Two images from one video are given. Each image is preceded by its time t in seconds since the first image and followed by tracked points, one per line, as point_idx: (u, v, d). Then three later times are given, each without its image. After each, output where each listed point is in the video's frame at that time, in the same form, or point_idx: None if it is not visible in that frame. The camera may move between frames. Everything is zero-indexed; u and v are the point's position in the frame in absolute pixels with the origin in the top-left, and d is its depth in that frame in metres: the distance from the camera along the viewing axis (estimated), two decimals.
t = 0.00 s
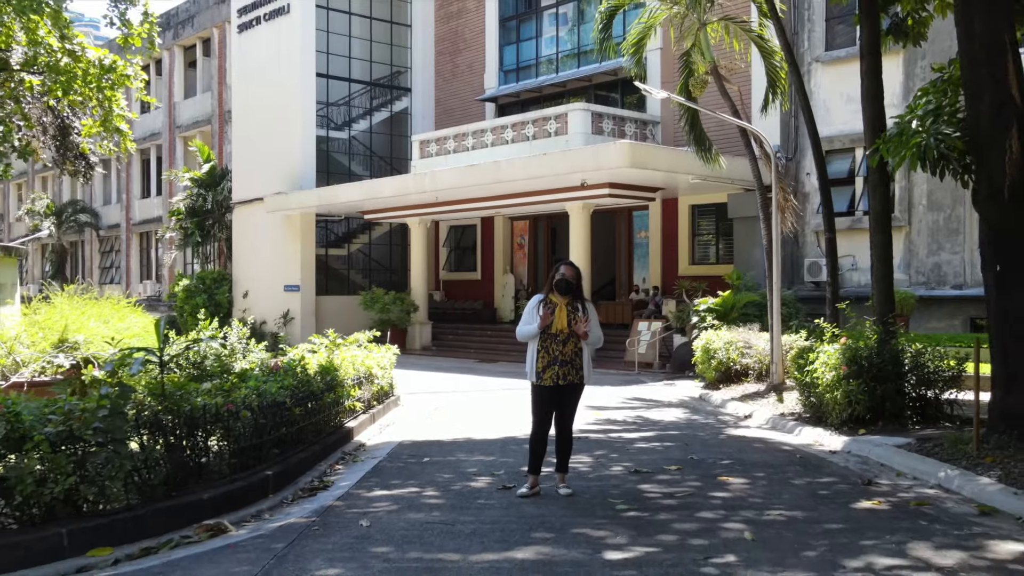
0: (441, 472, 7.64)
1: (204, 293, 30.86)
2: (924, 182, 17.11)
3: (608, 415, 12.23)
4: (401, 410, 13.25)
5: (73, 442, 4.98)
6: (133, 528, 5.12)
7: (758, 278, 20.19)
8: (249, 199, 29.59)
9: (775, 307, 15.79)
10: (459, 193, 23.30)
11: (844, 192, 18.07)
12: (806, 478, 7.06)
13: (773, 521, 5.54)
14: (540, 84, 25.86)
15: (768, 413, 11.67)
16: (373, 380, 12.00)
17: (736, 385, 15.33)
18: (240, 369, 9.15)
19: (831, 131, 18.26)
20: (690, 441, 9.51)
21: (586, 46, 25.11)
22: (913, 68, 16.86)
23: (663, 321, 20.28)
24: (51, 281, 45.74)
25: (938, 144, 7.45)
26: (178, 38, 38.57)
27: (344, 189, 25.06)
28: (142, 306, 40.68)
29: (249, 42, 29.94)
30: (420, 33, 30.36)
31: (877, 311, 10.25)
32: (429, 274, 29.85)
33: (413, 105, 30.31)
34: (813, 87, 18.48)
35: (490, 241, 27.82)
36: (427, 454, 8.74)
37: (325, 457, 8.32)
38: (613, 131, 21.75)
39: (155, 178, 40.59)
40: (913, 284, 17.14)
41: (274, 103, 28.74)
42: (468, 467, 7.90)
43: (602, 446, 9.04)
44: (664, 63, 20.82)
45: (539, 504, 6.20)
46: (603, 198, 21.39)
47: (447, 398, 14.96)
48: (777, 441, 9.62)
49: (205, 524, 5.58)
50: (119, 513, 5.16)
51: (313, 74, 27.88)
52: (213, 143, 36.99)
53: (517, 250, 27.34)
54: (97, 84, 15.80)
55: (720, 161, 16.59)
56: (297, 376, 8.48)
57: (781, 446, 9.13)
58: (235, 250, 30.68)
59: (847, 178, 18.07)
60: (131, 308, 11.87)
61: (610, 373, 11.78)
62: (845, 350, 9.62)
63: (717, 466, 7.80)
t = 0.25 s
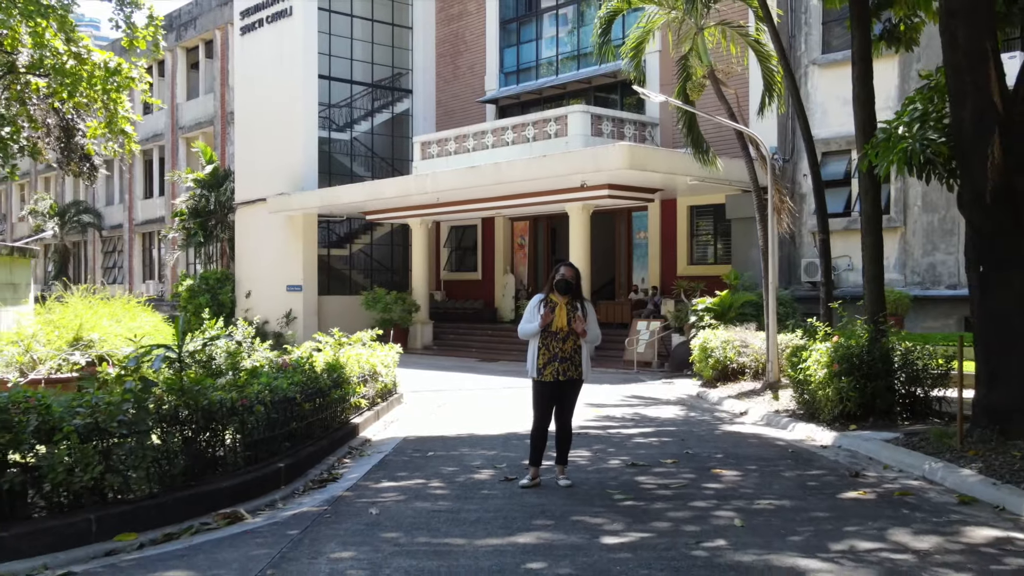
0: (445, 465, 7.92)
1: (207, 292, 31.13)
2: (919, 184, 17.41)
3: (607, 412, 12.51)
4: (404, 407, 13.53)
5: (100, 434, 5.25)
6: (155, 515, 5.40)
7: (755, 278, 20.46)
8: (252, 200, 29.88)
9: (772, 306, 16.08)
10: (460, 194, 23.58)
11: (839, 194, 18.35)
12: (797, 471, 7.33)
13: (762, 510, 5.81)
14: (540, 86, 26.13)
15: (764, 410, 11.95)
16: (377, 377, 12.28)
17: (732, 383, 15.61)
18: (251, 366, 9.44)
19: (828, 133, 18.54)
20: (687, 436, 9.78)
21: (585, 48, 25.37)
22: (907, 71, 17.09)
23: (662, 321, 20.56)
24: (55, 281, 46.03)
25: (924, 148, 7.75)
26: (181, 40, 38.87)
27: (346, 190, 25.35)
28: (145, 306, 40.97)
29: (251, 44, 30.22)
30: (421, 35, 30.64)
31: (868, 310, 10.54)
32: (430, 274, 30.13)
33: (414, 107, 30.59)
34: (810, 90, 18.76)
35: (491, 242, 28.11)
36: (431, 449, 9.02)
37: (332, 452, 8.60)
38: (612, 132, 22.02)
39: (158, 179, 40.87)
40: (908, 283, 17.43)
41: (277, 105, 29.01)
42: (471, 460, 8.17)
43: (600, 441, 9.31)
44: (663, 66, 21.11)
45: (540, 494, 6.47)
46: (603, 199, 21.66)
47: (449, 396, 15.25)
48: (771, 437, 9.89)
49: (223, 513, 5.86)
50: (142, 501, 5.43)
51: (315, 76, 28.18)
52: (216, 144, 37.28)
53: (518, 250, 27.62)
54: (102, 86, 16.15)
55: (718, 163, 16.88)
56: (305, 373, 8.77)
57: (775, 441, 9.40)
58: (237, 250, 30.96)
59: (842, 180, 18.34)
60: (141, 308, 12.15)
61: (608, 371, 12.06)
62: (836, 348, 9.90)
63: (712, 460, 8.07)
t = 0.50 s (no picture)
0: (450, 460, 8.16)
1: (210, 292, 31.36)
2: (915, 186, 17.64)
3: (606, 409, 12.76)
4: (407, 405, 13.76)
5: (122, 427, 5.47)
6: (173, 505, 5.63)
7: (753, 279, 20.70)
8: (254, 200, 30.13)
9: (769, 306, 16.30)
10: (461, 195, 23.81)
11: (836, 195, 18.59)
12: (790, 465, 7.58)
13: (754, 501, 6.06)
14: (540, 87, 26.38)
15: (760, 407, 12.20)
16: (381, 375, 12.54)
17: (730, 382, 15.83)
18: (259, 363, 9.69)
19: (826, 134, 18.75)
20: (684, 433, 10.04)
21: (585, 50, 25.59)
22: (904, 73, 17.31)
23: (661, 321, 20.78)
24: (57, 281, 46.24)
25: (913, 152, 8.00)
26: (183, 41, 39.13)
27: (348, 191, 25.60)
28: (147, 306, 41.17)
29: (254, 46, 30.48)
30: (422, 36, 30.87)
31: (860, 310, 10.79)
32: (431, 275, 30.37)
33: (415, 108, 30.79)
34: (807, 91, 18.99)
35: (491, 242, 28.36)
36: (435, 444, 9.26)
37: (339, 447, 8.84)
38: (612, 134, 22.24)
39: (160, 180, 41.07)
40: (905, 283, 17.68)
41: (279, 106, 29.23)
42: (474, 455, 8.41)
43: (600, 437, 9.55)
44: (662, 68, 21.32)
45: (541, 487, 6.71)
46: (602, 200, 21.89)
47: (450, 395, 15.49)
48: (766, 433, 10.13)
49: (236, 503, 6.10)
50: (160, 492, 5.66)
51: (318, 78, 28.45)
52: (218, 145, 37.51)
53: (518, 250, 27.87)
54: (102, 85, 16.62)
55: (715, 164, 17.13)
56: (312, 370, 9.01)
57: (769, 437, 9.65)
58: (240, 251, 31.19)
59: (839, 181, 18.57)
60: (149, 306, 12.40)
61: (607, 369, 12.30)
62: (829, 347, 10.15)
63: (708, 454, 8.32)
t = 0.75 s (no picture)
0: (453, 454, 8.44)
1: (213, 292, 31.63)
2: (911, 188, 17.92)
3: (605, 406, 13.04)
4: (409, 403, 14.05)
5: (144, 420, 5.75)
6: (191, 495, 5.91)
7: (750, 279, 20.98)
8: (257, 201, 30.41)
9: (766, 306, 16.55)
10: (462, 196, 24.08)
11: (834, 196, 18.86)
12: (781, 458, 7.87)
13: (746, 492, 6.33)
14: (540, 89, 26.67)
15: (756, 404, 12.49)
16: (385, 373, 12.83)
17: (727, 380, 16.11)
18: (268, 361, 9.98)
19: (822, 136, 19.05)
20: (680, 429, 10.32)
21: (585, 52, 25.86)
22: (899, 75, 17.58)
23: (660, 320, 21.05)
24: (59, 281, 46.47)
25: (901, 156, 8.29)
26: (185, 43, 39.41)
27: (350, 192, 25.88)
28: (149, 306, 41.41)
29: (256, 48, 30.73)
30: (423, 38, 31.13)
31: (853, 309, 11.07)
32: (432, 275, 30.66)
33: (416, 109, 31.04)
34: (804, 94, 19.27)
35: (492, 243, 28.64)
36: (438, 439, 9.55)
37: (346, 442, 9.13)
38: (612, 135, 22.49)
39: (162, 180, 41.32)
40: (900, 283, 17.97)
41: (281, 108, 29.51)
42: (477, 449, 8.70)
43: (598, 433, 9.84)
44: (661, 70, 21.59)
45: (542, 478, 7.00)
46: (602, 201, 22.16)
47: (452, 393, 15.77)
48: (761, 429, 10.41)
49: (250, 494, 6.38)
50: (179, 482, 5.94)
51: (320, 80, 28.70)
52: (220, 146, 37.79)
53: (518, 251, 28.16)
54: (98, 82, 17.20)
55: (712, 166, 17.42)
56: (321, 368, 9.30)
57: (763, 433, 9.93)
58: (242, 251, 31.46)
59: (836, 183, 18.84)
60: (158, 306, 12.68)
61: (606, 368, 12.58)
62: (822, 346, 10.43)
63: (703, 449, 8.60)
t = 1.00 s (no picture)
0: (456, 450, 8.68)
1: (215, 292, 31.85)
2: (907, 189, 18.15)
3: (604, 404, 13.28)
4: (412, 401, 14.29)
5: (161, 416, 5.97)
6: (205, 486, 6.14)
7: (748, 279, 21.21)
8: (259, 202, 30.64)
9: (763, 306, 16.77)
10: (463, 197, 24.30)
11: (831, 198, 19.04)
12: (775, 453, 8.11)
13: (739, 484, 6.57)
14: (541, 90, 26.91)
15: (752, 403, 12.73)
16: (388, 371, 13.07)
17: (724, 378, 16.34)
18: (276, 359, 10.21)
19: (819, 138, 19.31)
20: (677, 425, 10.57)
21: (585, 54, 26.10)
22: (895, 78, 17.80)
23: (659, 320, 21.29)
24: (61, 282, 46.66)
25: (891, 159, 8.56)
26: (188, 45, 39.64)
27: (352, 193, 26.11)
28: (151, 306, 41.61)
29: (258, 49, 30.94)
30: (424, 40, 31.35)
31: (846, 309, 11.31)
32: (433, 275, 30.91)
33: (417, 111, 31.23)
34: (802, 96, 19.50)
35: (492, 243, 28.88)
36: (441, 436, 9.79)
37: (351, 438, 9.37)
38: (611, 137, 22.70)
39: (165, 181, 41.53)
40: (897, 284, 18.21)
41: (283, 110, 29.74)
42: (479, 445, 8.95)
43: (597, 430, 10.08)
44: (660, 73, 21.83)
45: (542, 472, 7.25)
46: (601, 202, 22.39)
47: (453, 391, 16.00)
48: (756, 426, 10.66)
49: (260, 486, 6.62)
50: (193, 474, 6.17)
51: (321, 81, 28.90)
52: (222, 147, 38.02)
53: (519, 251, 28.41)
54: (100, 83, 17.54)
55: (709, 168, 17.67)
56: (326, 366, 9.54)
57: (758, 430, 10.17)
58: (245, 251, 31.69)
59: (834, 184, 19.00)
60: (166, 306, 12.90)
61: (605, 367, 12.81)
62: (815, 344, 10.66)
63: (699, 444, 8.84)
